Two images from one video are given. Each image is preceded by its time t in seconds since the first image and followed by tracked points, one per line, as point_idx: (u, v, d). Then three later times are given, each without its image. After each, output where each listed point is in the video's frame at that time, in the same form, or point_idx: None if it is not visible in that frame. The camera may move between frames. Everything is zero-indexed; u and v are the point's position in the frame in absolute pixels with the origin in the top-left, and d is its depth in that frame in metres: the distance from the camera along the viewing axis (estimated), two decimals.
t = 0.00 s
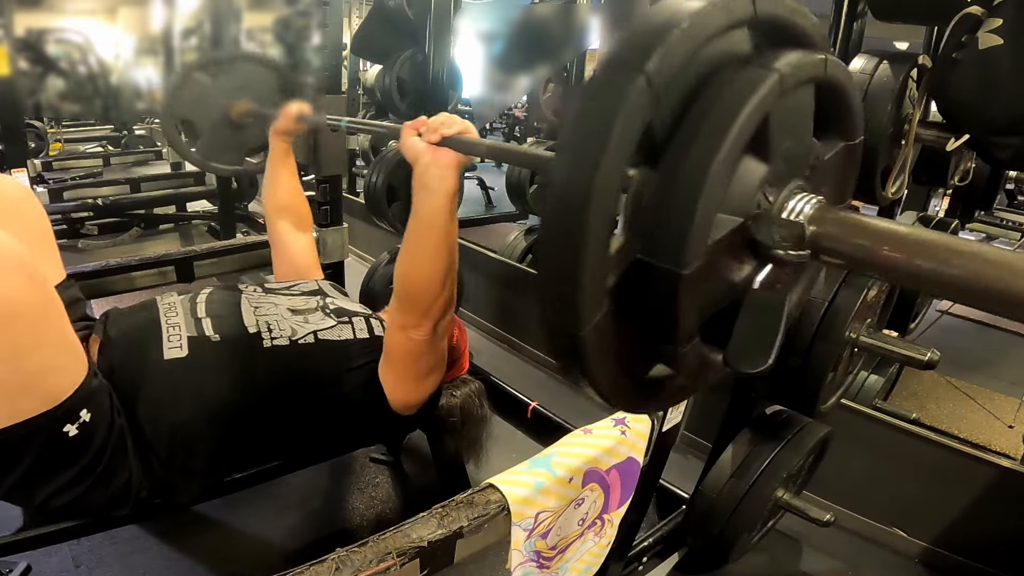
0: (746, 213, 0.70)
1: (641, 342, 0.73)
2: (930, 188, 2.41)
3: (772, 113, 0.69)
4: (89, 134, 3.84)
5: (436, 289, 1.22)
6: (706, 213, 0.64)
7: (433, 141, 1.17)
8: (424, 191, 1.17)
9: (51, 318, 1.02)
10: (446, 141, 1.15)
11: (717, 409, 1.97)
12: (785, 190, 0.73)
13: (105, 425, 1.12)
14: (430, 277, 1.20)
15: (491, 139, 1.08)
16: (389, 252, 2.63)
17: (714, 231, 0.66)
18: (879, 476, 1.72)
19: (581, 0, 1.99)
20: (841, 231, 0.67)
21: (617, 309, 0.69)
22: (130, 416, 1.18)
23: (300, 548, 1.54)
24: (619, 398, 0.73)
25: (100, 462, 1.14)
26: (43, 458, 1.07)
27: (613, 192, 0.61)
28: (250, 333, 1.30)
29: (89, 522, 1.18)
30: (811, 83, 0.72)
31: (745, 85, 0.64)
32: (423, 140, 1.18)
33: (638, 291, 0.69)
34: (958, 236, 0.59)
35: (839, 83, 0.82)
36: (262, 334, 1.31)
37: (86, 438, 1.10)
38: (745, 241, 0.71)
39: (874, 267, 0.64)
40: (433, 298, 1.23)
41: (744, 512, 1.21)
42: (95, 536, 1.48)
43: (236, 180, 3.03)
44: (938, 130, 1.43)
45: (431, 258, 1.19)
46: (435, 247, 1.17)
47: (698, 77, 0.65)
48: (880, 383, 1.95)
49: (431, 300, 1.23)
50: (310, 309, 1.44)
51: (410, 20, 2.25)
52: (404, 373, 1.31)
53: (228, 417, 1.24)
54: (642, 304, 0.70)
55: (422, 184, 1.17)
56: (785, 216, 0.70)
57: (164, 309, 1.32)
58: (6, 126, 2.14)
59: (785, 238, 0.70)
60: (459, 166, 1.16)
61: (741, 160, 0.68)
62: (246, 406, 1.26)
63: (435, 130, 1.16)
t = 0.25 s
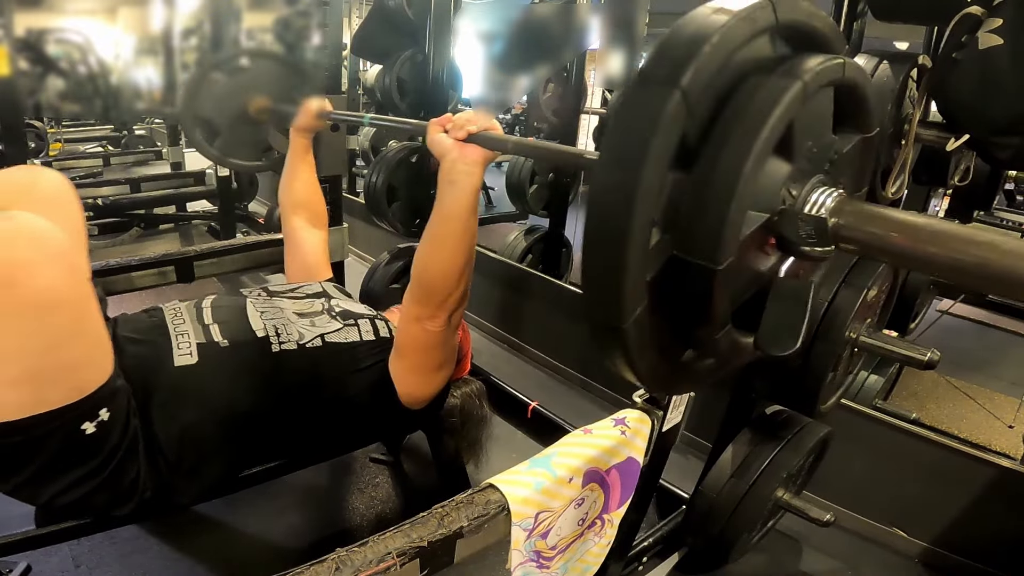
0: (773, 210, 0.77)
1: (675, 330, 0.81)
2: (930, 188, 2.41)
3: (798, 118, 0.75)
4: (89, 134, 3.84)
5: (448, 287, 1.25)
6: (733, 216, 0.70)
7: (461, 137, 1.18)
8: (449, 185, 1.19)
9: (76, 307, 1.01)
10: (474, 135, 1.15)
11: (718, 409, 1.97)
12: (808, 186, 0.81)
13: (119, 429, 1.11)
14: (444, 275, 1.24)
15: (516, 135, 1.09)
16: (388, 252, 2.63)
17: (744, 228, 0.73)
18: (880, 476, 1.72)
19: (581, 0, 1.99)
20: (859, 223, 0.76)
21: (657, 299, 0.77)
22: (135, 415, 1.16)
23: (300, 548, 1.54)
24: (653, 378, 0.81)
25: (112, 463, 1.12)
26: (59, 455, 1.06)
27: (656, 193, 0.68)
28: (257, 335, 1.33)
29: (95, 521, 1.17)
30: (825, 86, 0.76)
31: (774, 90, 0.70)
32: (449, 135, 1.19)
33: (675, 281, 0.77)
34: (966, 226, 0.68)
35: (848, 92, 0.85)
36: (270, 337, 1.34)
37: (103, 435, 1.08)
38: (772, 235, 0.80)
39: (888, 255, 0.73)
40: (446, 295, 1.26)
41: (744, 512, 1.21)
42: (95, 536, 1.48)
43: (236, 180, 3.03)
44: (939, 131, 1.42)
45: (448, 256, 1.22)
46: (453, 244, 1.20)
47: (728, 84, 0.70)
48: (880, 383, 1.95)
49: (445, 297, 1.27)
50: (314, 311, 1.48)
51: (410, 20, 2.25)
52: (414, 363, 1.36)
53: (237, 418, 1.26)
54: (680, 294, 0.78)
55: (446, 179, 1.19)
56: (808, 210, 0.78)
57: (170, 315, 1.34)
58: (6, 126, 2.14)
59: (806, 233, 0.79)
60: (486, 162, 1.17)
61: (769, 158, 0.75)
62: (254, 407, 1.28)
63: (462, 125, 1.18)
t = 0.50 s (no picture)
0: (793, 211, 0.81)
1: (701, 325, 0.85)
2: (930, 188, 2.42)
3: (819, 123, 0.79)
4: (89, 134, 3.84)
5: (462, 282, 1.34)
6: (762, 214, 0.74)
7: (484, 140, 1.37)
8: (471, 183, 1.36)
9: (139, 306, 1.04)
10: (494, 139, 1.36)
11: (718, 409, 1.97)
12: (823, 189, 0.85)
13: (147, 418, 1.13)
14: (459, 268, 1.33)
15: (535, 140, 1.28)
16: (388, 252, 2.63)
17: (767, 227, 0.77)
18: (880, 476, 1.73)
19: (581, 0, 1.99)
20: (874, 228, 0.80)
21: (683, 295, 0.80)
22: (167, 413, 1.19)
23: (300, 548, 1.54)
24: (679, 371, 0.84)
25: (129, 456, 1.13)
26: (86, 442, 1.07)
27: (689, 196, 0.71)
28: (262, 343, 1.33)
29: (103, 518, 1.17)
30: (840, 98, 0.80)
31: (795, 102, 0.74)
32: (473, 139, 1.39)
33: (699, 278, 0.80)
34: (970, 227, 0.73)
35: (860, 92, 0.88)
36: (275, 344, 1.34)
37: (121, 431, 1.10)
38: (791, 235, 0.84)
39: (897, 253, 0.78)
40: (460, 289, 1.35)
41: (744, 512, 1.21)
42: (95, 536, 1.48)
43: (236, 180, 3.02)
44: (939, 131, 1.43)
45: (466, 247, 1.33)
46: (472, 237, 1.33)
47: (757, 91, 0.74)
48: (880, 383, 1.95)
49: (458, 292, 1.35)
50: (317, 313, 1.48)
51: (411, 20, 2.25)
52: (424, 362, 1.41)
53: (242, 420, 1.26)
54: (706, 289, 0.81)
55: (469, 179, 1.36)
56: (824, 212, 0.83)
57: (175, 321, 1.32)
58: (7, 127, 2.14)
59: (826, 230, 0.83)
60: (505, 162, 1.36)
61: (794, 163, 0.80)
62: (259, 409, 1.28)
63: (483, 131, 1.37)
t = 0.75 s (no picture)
0: (806, 206, 0.86)
1: (717, 310, 0.91)
2: (930, 188, 2.42)
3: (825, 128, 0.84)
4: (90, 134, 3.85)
5: (474, 282, 1.33)
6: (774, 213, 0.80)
7: (501, 140, 1.37)
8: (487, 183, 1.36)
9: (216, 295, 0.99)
10: (512, 141, 1.36)
11: (717, 409, 1.97)
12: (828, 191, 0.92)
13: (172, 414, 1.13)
14: (472, 269, 1.33)
15: (552, 142, 1.27)
16: (388, 252, 2.64)
17: (783, 221, 0.83)
18: (880, 476, 1.73)
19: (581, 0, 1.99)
20: (878, 224, 0.91)
21: (704, 279, 0.85)
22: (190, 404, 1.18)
23: (300, 548, 1.54)
24: (697, 356, 0.90)
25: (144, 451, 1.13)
26: (114, 431, 1.04)
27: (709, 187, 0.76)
28: (268, 344, 1.32)
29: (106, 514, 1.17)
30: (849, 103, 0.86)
31: (810, 105, 0.80)
32: (490, 140, 1.38)
33: (720, 266, 0.86)
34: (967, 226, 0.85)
35: (861, 98, 0.90)
36: (280, 344, 1.34)
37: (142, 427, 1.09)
38: (806, 229, 0.90)
39: (903, 249, 0.89)
40: (471, 290, 1.34)
41: (744, 512, 1.21)
42: (95, 536, 1.48)
43: (236, 181, 3.03)
44: (939, 130, 1.43)
45: (480, 248, 1.33)
46: (485, 237, 1.32)
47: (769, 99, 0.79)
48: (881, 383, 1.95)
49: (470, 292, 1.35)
50: (321, 315, 1.49)
51: (411, 20, 2.25)
52: (432, 360, 1.40)
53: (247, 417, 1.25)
54: (724, 278, 0.86)
55: (486, 178, 1.36)
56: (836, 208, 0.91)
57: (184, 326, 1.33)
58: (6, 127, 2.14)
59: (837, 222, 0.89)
60: (522, 163, 1.36)
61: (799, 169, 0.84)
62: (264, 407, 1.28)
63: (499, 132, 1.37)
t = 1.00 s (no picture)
0: (807, 203, 0.88)
1: (718, 304, 0.92)
2: (930, 188, 2.42)
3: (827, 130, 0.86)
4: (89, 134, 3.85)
5: (480, 284, 1.34)
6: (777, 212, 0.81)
7: (507, 144, 1.39)
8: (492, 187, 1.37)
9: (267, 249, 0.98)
10: (518, 145, 1.38)
11: (717, 409, 1.97)
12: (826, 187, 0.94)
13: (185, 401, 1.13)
14: (478, 272, 1.33)
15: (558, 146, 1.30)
16: (388, 252, 2.64)
17: (785, 215, 0.83)
18: (880, 476, 1.73)
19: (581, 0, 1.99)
20: (878, 225, 0.91)
21: (705, 271, 0.86)
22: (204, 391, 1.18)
23: (300, 548, 1.54)
24: (697, 350, 0.91)
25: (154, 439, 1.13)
26: (127, 391, 1.02)
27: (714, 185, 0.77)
28: (273, 337, 1.32)
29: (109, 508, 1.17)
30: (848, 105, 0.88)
31: (813, 104, 0.81)
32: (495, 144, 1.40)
33: (721, 261, 0.86)
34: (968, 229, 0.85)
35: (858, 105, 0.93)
36: (285, 339, 1.33)
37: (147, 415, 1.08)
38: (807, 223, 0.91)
39: (904, 253, 0.89)
40: (477, 292, 1.35)
41: (744, 512, 1.21)
42: (95, 536, 1.48)
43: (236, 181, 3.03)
44: (939, 130, 1.43)
45: (487, 250, 1.34)
46: (490, 239, 1.33)
47: (772, 103, 0.81)
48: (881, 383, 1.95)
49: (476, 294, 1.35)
50: (324, 311, 1.48)
51: (410, 20, 2.26)
52: (434, 363, 1.39)
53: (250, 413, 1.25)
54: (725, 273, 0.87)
55: (491, 181, 1.37)
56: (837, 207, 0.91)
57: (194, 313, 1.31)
58: (7, 127, 2.14)
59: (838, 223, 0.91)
60: (527, 167, 1.38)
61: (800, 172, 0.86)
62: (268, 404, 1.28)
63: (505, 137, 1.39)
